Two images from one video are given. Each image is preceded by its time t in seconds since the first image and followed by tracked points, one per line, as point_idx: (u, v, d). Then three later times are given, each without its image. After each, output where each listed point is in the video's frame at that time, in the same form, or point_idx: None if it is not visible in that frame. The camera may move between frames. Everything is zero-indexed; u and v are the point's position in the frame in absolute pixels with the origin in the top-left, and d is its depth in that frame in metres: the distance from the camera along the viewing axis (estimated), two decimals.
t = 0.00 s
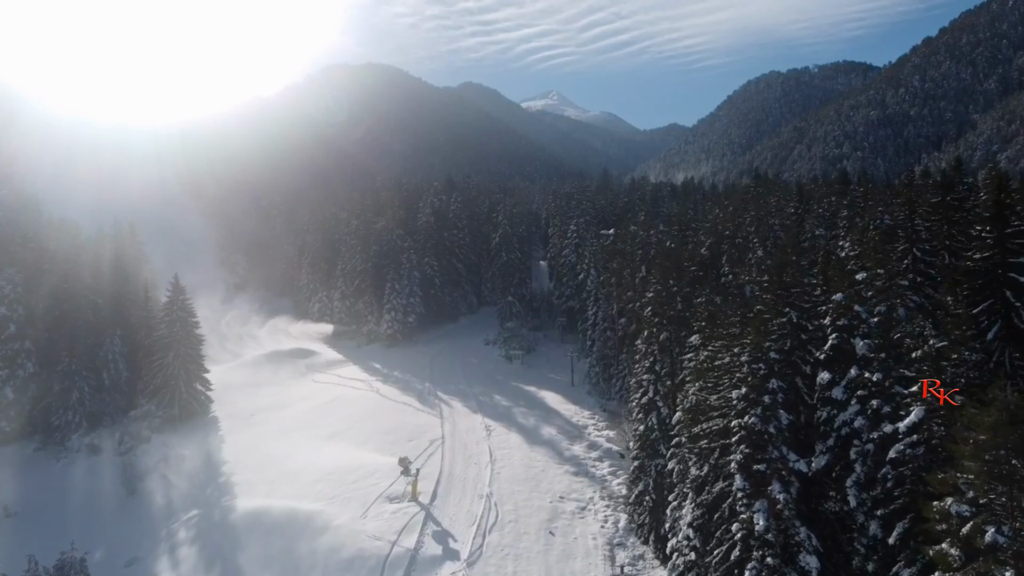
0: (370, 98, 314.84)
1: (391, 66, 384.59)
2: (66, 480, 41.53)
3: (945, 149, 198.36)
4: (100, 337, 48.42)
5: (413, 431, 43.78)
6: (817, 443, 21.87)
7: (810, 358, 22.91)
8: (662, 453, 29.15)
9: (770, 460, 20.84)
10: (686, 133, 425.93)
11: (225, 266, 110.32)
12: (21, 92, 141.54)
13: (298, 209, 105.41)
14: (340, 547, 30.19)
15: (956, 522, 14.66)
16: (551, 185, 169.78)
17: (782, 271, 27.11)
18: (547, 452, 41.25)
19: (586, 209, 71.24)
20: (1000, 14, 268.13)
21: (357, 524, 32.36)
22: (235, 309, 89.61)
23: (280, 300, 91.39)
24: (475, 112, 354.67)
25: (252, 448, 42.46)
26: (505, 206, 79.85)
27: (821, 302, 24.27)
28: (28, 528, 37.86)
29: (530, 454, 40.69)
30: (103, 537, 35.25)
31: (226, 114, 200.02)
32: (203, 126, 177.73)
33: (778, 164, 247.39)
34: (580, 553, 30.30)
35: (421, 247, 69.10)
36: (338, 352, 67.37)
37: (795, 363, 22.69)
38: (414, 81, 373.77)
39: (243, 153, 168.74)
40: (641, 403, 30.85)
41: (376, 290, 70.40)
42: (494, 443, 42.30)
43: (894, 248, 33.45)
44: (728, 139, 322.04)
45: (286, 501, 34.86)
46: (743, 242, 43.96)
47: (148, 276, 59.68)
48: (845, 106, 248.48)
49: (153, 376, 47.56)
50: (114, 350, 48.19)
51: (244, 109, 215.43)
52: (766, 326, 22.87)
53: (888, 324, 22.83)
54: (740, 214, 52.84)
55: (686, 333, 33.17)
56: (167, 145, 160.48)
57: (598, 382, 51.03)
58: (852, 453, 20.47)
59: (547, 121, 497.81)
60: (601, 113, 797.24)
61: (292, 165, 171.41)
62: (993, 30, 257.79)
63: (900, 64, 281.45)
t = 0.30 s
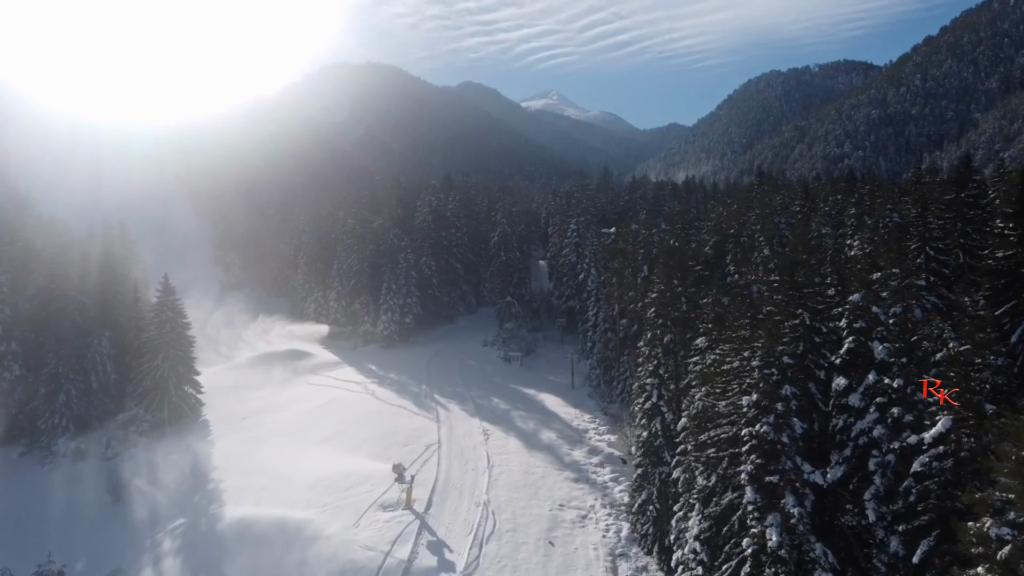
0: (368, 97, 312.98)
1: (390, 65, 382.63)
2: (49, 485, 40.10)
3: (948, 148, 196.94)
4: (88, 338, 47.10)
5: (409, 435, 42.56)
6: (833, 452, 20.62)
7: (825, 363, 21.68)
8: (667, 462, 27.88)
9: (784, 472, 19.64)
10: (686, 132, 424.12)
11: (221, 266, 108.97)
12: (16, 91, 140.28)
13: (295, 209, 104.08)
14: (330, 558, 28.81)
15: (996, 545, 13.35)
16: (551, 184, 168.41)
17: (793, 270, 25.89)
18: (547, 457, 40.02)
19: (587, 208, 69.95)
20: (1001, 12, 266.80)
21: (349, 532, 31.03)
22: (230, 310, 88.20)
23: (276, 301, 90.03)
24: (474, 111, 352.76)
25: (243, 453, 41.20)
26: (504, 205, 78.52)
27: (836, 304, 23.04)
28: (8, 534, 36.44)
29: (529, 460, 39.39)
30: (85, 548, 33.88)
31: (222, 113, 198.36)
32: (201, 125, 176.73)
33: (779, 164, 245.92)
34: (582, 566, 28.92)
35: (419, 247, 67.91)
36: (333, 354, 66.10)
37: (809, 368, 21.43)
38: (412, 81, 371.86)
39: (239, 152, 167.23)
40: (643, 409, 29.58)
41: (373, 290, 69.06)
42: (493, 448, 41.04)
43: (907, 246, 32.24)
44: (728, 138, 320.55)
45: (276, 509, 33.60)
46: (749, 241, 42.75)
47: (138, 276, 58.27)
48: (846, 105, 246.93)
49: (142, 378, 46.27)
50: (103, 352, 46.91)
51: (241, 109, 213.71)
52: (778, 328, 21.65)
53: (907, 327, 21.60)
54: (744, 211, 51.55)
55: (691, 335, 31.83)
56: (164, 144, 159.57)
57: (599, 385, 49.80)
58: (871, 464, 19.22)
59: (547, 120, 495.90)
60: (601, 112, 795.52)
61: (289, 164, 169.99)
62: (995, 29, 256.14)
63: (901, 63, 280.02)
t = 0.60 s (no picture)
0: (367, 96, 311.41)
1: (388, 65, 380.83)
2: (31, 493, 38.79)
3: (950, 147, 195.58)
4: (73, 339, 45.63)
5: (404, 440, 41.23)
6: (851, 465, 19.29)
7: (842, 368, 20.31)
8: (673, 471, 26.53)
9: (800, 486, 18.32)
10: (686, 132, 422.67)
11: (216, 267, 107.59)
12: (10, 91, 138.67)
13: (291, 208, 102.74)
14: (318, 571, 27.38)
15: None
16: (551, 183, 167.07)
17: (805, 270, 24.51)
18: (547, 463, 38.72)
19: (587, 206, 68.63)
20: (1002, 11, 265.60)
21: (339, 544, 29.60)
22: (224, 311, 86.76)
23: (271, 302, 88.66)
24: (473, 111, 351.11)
25: (232, 459, 39.86)
26: (503, 203, 77.17)
27: (852, 305, 21.68)
28: None
29: (528, 466, 38.07)
30: (66, 561, 32.51)
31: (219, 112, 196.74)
32: (198, 123, 175.68)
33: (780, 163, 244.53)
34: None
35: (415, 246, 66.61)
36: (328, 355, 64.77)
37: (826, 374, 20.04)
38: (411, 80, 370.07)
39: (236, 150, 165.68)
40: (647, 414, 28.20)
41: (369, 290, 67.66)
42: (490, 453, 39.73)
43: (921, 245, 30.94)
44: (729, 138, 319.13)
45: (264, 519, 32.23)
46: (755, 240, 41.44)
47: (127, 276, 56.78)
48: (847, 104, 245.37)
49: (129, 382, 44.84)
50: (89, 354, 45.47)
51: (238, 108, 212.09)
52: (793, 332, 20.29)
53: (930, 330, 20.21)
54: (748, 209, 50.25)
55: (696, 338, 30.42)
56: (161, 142, 158.10)
57: (600, 388, 48.54)
58: (894, 478, 17.87)
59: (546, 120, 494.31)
60: (601, 112, 793.95)
61: (287, 162, 168.64)
62: (996, 27, 254.76)
63: (902, 62, 278.73)
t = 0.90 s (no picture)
0: (366, 96, 310.28)
1: (388, 64, 379.61)
2: (14, 499, 37.54)
3: (952, 147, 194.37)
4: (59, 341, 44.42)
5: (399, 446, 39.95)
6: (871, 479, 18.00)
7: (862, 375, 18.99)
8: (679, 481, 25.27)
9: (816, 501, 17.09)
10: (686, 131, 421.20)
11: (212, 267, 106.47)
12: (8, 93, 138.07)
13: (287, 208, 101.57)
14: None
15: None
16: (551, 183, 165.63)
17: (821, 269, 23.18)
18: (546, 469, 37.48)
19: (587, 204, 67.39)
20: (1004, 10, 264.15)
21: (330, 555, 28.27)
22: (220, 311, 85.62)
23: (267, 303, 87.54)
24: (473, 110, 349.96)
25: (222, 465, 38.64)
26: (502, 202, 75.94)
27: (870, 308, 20.43)
28: None
29: (527, 473, 36.80)
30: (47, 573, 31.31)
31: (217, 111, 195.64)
32: (196, 123, 174.79)
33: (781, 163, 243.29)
34: None
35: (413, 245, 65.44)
36: (323, 357, 63.55)
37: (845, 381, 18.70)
38: (411, 79, 368.80)
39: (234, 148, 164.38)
40: (650, 421, 26.97)
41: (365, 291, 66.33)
42: (488, 459, 38.49)
43: (936, 243, 29.65)
44: (729, 137, 318.04)
45: (253, 529, 30.98)
46: (761, 239, 40.20)
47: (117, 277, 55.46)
48: (849, 104, 243.72)
49: (116, 385, 43.57)
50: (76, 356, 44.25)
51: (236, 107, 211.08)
52: (808, 336, 19.03)
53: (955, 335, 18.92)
54: (752, 207, 49.03)
55: (703, 341, 29.15)
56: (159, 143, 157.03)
57: (601, 391, 47.37)
58: (919, 495, 16.55)
59: (547, 119, 492.94)
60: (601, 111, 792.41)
61: (285, 161, 167.51)
62: (998, 27, 253.55)
63: (903, 61, 277.39)
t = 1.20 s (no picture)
0: (365, 95, 309.04)
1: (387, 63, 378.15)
2: None
3: (954, 146, 193.05)
4: (43, 343, 42.85)
5: (393, 452, 38.61)
6: (896, 495, 16.59)
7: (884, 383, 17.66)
8: (686, 493, 23.86)
9: (837, 520, 15.68)
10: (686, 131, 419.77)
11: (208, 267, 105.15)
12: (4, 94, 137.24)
13: (283, 208, 100.28)
14: None
15: None
16: (550, 182, 164.18)
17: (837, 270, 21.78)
18: (545, 476, 36.09)
19: (587, 203, 66.01)
20: (1006, 9, 262.88)
21: (318, 568, 26.88)
22: (214, 312, 84.24)
23: (262, 303, 86.21)
24: (473, 110, 348.59)
25: (210, 472, 37.30)
26: (500, 200, 74.56)
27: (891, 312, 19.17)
28: None
29: (526, 481, 35.43)
30: None
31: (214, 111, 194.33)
32: (193, 122, 173.49)
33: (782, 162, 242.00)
34: None
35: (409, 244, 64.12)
36: (318, 359, 62.11)
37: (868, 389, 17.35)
38: (410, 78, 367.51)
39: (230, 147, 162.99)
40: (655, 429, 25.52)
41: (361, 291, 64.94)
42: (485, 466, 37.12)
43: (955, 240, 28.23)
44: (730, 136, 316.77)
45: (239, 540, 29.64)
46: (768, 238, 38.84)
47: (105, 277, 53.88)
48: (850, 103, 242.30)
49: (101, 389, 41.96)
50: (60, 358, 42.48)
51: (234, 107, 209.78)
52: (828, 341, 17.69)
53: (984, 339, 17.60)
54: (757, 205, 47.63)
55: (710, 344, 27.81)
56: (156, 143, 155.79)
57: (602, 394, 46.03)
58: (952, 514, 15.17)
59: (546, 119, 491.51)
60: (601, 111, 790.94)
61: (282, 160, 166.19)
62: (1000, 26, 252.29)
63: (904, 60, 276.10)
